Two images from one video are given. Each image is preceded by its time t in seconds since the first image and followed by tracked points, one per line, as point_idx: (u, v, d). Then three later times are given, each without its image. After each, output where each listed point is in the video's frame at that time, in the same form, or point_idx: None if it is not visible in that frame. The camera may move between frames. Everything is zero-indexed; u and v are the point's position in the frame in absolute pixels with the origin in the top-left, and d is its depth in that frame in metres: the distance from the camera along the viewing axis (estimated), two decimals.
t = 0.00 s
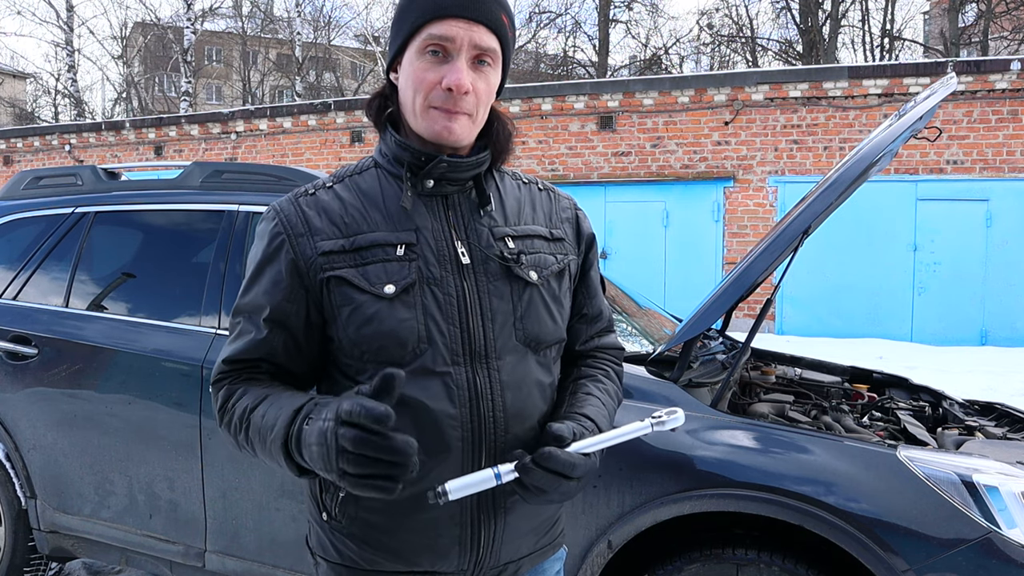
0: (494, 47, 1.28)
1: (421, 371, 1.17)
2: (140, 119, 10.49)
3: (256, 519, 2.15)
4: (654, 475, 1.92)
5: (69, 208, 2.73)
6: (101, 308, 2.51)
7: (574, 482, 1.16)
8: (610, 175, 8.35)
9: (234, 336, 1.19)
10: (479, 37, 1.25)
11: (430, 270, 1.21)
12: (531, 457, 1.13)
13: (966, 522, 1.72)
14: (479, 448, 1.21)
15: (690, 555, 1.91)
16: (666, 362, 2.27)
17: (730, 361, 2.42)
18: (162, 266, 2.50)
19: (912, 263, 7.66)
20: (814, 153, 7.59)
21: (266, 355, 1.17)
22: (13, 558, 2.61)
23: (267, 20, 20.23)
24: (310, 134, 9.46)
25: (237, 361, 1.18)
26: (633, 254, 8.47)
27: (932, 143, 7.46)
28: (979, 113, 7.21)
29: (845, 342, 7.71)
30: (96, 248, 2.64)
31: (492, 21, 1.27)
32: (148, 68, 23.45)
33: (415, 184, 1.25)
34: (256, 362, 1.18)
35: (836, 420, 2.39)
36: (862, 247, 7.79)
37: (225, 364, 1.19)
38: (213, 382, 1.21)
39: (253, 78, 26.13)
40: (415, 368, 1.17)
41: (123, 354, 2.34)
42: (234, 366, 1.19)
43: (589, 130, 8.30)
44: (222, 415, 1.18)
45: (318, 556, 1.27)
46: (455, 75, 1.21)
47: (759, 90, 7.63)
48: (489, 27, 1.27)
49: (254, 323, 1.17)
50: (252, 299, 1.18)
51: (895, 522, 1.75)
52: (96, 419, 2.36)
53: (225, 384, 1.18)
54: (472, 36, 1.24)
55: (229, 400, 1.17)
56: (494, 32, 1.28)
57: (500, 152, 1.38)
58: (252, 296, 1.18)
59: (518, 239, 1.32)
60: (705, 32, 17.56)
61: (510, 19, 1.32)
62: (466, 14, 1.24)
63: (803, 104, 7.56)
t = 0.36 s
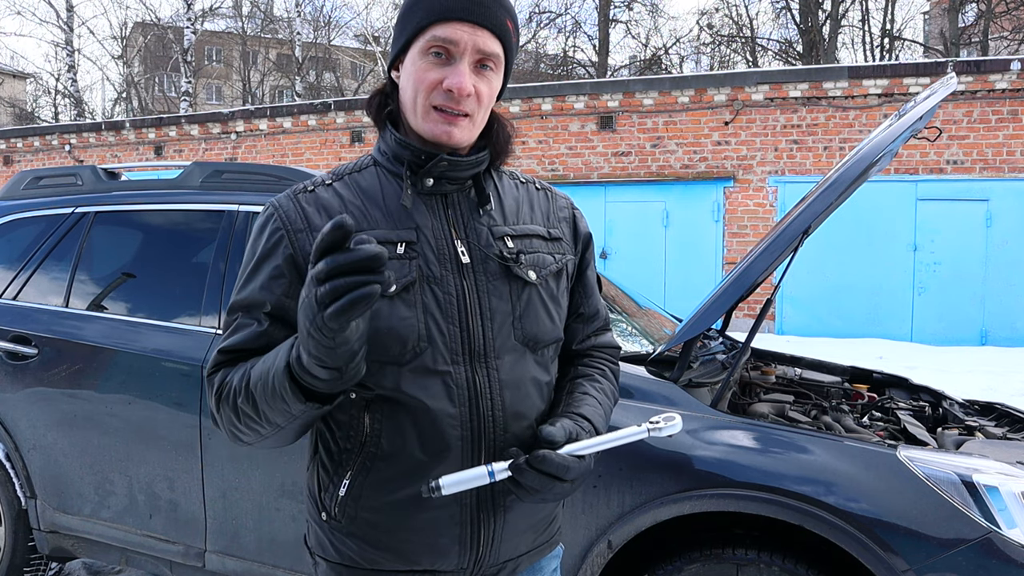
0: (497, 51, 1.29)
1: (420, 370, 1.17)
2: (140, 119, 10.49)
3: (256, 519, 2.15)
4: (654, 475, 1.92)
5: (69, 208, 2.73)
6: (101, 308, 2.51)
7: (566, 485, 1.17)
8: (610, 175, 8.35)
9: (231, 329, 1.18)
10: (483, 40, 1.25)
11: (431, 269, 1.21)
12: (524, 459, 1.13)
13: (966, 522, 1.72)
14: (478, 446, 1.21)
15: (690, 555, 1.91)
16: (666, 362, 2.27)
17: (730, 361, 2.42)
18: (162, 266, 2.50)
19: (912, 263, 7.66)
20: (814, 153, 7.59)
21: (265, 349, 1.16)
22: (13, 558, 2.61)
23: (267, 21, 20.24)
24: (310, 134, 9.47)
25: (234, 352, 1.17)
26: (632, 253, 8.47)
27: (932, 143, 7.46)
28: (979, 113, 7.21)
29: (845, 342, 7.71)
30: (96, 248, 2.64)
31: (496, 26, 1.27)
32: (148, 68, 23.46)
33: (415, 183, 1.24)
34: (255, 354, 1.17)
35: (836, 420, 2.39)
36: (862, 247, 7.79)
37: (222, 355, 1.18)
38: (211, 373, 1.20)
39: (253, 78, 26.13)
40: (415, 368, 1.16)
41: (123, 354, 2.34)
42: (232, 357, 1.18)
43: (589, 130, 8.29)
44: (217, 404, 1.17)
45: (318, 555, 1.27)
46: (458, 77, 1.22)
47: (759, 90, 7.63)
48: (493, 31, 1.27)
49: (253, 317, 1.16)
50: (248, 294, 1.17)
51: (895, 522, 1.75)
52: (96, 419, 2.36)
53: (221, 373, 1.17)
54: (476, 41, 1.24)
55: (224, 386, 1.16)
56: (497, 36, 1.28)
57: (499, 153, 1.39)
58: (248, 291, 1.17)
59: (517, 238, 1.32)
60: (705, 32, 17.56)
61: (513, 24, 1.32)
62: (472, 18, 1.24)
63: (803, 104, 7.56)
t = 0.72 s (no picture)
0: (499, 50, 1.29)
1: (421, 371, 1.17)
2: (140, 119, 10.49)
3: (256, 519, 2.15)
4: (654, 475, 1.92)
5: (69, 208, 2.73)
6: (101, 308, 2.51)
7: (564, 479, 1.17)
8: (610, 175, 8.35)
9: (232, 334, 1.18)
10: (484, 39, 1.25)
11: (431, 271, 1.21)
12: (525, 455, 1.13)
13: (966, 522, 1.72)
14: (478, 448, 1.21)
15: (691, 555, 1.91)
16: (666, 362, 2.27)
17: (730, 361, 2.42)
18: (162, 266, 2.50)
19: (912, 263, 7.66)
20: (814, 153, 7.59)
21: (267, 353, 1.17)
22: (13, 558, 2.61)
23: (267, 21, 20.24)
24: (310, 134, 9.47)
25: (236, 359, 1.18)
26: (633, 253, 8.46)
27: (932, 143, 7.46)
28: (979, 113, 7.21)
29: (845, 342, 7.71)
30: (96, 248, 2.64)
31: (498, 25, 1.27)
32: (148, 68, 23.46)
33: (416, 185, 1.24)
34: (256, 361, 1.19)
35: (836, 420, 2.39)
36: (861, 247, 7.79)
37: (224, 362, 1.18)
38: (213, 380, 1.20)
39: (253, 78, 26.13)
40: (416, 369, 1.17)
41: (123, 354, 2.34)
42: (235, 364, 1.18)
43: (589, 130, 8.29)
44: (222, 412, 1.17)
45: (318, 557, 1.27)
46: (458, 76, 1.22)
47: (759, 90, 7.63)
48: (495, 30, 1.27)
49: (254, 321, 1.17)
50: (249, 298, 1.17)
51: (896, 522, 1.75)
52: (96, 419, 2.36)
53: (226, 381, 1.18)
54: (478, 39, 1.24)
55: (230, 397, 1.17)
56: (499, 35, 1.28)
57: (499, 153, 1.39)
58: (249, 295, 1.18)
59: (517, 239, 1.32)
60: (705, 32, 17.56)
61: (515, 23, 1.32)
62: (473, 16, 1.24)
63: (803, 104, 7.56)
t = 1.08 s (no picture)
0: (494, 50, 1.28)
1: (418, 372, 1.17)
2: (140, 119, 10.49)
3: (256, 519, 2.15)
4: (655, 475, 1.92)
5: (69, 208, 2.73)
6: (101, 308, 2.51)
7: (562, 471, 1.16)
8: (610, 175, 8.35)
9: (231, 337, 1.18)
10: (480, 38, 1.25)
11: (426, 271, 1.21)
12: (520, 449, 1.12)
13: (966, 522, 1.72)
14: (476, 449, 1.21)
15: (690, 555, 1.91)
16: (666, 362, 2.27)
17: (731, 361, 2.42)
18: (162, 266, 2.50)
19: (913, 263, 7.66)
20: (814, 153, 7.59)
21: (265, 355, 1.17)
22: (13, 558, 2.61)
23: (267, 21, 20.24)
24: (309, 134, 9.47)
25: (236, 363, 1.18)
26: (633, 254, 8.46)
27: (932, 143, 7.46)
28: (979, 113, 7.21)
29: (845, 342, 7.71)
30: (96, 248, 2.64)
31: (493, 24, 1.27)
32: (148, 68, 23.45)
33: (411, 185, 1.24)
34: (256, 365, 1.19)
35: (836, 420, 2.39)
36: (862, 247, 7.79)
37: (225, 366, 1.18)
38: (214, 384, 1.20)
39: (253, 78, 26.12)
40: (412, 369, 1.17)
41: (123, 354, 2.34)
42: (235, 368, 1.18)
43: (589, 130, 8.29)
44: (222, 417, 1.17)
45: (318, 558, 1.27)
46: (455, 77, 1.21)
47: (759, 90, 7.63)
48: (490, 30, 1.27)
49: (252, 323, 1.17)
50: (247, 300, 1.17)
51: (895, 522, 1.75)
52: (96, 419, 2.36)
53: (226, 385, 1.18)
54: (473, 39, 1.24)
55: (230, 402, 1.17)
56: (494, 35, 1.28)
57: (497, 153, 1.39)
58: (247, 296, 1.17)
59: (514, 238, 1.32)
60: (705, 32, 17.56)
61: (510, 22, 1.32)
62: (468, 16, 1.24)
63: (803, 104, 7.56)
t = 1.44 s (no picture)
0: (495, 54, 1.28)
1: (419, 372, 1.17)
2: (140, 119, 10.49)
3: (256, 519, 2.15)
4: (655, 475, 1.92)
5: (69, 208, 2.73)
6: (101, 308, 2.51)
7: (568, 474, 1.17)
8: (610, 175, 8.35)
9: (232, 338, 1.18)
10: (481, 43, 1.25)
11: (428, 271, 1.21)
12: (525, 452, 1.13)
13: (966, 522, 1.72)
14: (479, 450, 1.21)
15: (691, 555, 1.91)
16: (666, 362, 2.27)
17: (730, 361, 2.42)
18: (161, 266, 2.50)
19: (913, 263, 7.66)
20: (814, 153, 7.59)
21: (266, 356, 1.18)
22: (13, 558, 2.61)
23: (267, 21, 20.24)
24: (309, 134, 9.47)
25: (238, 363, 1.18)
26: (633, 254, 8.46)
27: (932, 143, 7.46)
28: (979, 113, 7.21)
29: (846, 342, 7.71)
30: (96, 248, 2.64)
31: (494, 29, 1.26)
32: (148, 68, 23.44)
33: (413, 185, 1.24)
34: (257, 365, 1.19)
35: (836, 420, 2.39)
36: (862, 247, 7.78)
37: (227, 367, 1.18)
38: (216, 386, 1.20)
39: (253, 78, 26.11)
40: (413, 370, 1.17)
41: (123, 354, 2.34)
42: (237, 369, 1.18)
43: (589, 130, 8.29)
44: (225, 418, 1.17)
45: (318, 557, 1.27)
46: (455, 83, 1.21)
47: (759, 90, 7.63)
48: (491, 34, 1.27)
49: (253, 323, 1.17)
50: (247, 300, 1.17)
51: (895, 522, 1.75)
52: (95, 419, 2.36)
53: (228, 387, 1.18)
54: (474, 43, 1.24)
55: (233, 404, 1.17)
56: (495, 39, 1.28)
57: (498, 153, 1.39)
58: (247, 296, 1.17)
59: (515, 238, 1.32)
60: (705, 32, 17.56)
61: (511, 24, 1.32)
62: (468, 20, 1.23)
63: (803, 104, 7.56)
